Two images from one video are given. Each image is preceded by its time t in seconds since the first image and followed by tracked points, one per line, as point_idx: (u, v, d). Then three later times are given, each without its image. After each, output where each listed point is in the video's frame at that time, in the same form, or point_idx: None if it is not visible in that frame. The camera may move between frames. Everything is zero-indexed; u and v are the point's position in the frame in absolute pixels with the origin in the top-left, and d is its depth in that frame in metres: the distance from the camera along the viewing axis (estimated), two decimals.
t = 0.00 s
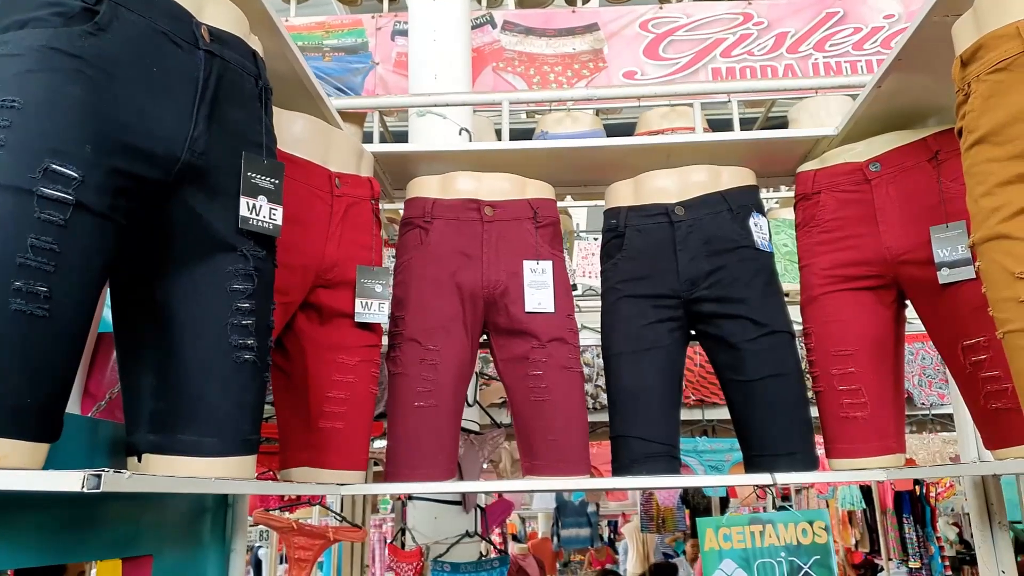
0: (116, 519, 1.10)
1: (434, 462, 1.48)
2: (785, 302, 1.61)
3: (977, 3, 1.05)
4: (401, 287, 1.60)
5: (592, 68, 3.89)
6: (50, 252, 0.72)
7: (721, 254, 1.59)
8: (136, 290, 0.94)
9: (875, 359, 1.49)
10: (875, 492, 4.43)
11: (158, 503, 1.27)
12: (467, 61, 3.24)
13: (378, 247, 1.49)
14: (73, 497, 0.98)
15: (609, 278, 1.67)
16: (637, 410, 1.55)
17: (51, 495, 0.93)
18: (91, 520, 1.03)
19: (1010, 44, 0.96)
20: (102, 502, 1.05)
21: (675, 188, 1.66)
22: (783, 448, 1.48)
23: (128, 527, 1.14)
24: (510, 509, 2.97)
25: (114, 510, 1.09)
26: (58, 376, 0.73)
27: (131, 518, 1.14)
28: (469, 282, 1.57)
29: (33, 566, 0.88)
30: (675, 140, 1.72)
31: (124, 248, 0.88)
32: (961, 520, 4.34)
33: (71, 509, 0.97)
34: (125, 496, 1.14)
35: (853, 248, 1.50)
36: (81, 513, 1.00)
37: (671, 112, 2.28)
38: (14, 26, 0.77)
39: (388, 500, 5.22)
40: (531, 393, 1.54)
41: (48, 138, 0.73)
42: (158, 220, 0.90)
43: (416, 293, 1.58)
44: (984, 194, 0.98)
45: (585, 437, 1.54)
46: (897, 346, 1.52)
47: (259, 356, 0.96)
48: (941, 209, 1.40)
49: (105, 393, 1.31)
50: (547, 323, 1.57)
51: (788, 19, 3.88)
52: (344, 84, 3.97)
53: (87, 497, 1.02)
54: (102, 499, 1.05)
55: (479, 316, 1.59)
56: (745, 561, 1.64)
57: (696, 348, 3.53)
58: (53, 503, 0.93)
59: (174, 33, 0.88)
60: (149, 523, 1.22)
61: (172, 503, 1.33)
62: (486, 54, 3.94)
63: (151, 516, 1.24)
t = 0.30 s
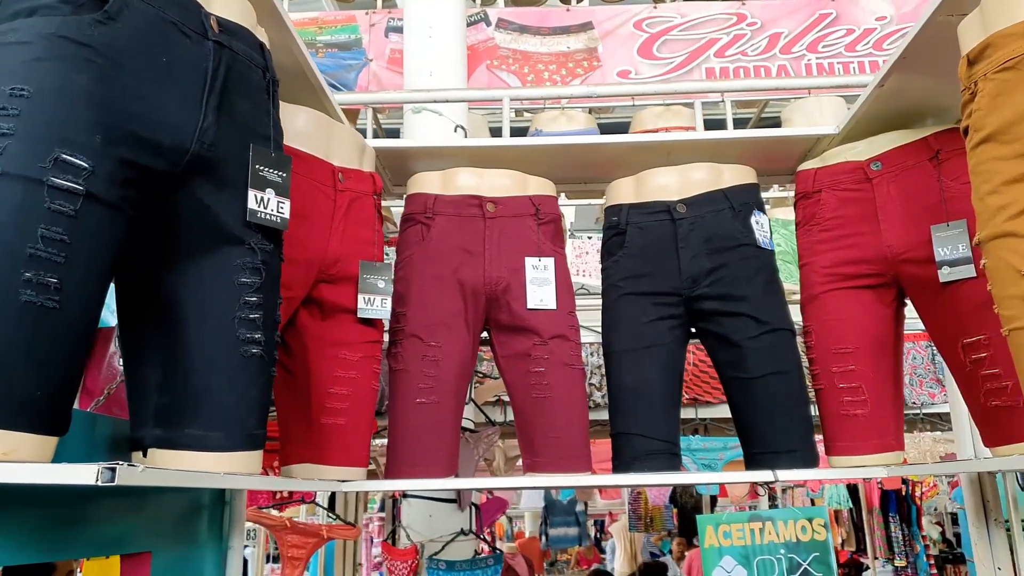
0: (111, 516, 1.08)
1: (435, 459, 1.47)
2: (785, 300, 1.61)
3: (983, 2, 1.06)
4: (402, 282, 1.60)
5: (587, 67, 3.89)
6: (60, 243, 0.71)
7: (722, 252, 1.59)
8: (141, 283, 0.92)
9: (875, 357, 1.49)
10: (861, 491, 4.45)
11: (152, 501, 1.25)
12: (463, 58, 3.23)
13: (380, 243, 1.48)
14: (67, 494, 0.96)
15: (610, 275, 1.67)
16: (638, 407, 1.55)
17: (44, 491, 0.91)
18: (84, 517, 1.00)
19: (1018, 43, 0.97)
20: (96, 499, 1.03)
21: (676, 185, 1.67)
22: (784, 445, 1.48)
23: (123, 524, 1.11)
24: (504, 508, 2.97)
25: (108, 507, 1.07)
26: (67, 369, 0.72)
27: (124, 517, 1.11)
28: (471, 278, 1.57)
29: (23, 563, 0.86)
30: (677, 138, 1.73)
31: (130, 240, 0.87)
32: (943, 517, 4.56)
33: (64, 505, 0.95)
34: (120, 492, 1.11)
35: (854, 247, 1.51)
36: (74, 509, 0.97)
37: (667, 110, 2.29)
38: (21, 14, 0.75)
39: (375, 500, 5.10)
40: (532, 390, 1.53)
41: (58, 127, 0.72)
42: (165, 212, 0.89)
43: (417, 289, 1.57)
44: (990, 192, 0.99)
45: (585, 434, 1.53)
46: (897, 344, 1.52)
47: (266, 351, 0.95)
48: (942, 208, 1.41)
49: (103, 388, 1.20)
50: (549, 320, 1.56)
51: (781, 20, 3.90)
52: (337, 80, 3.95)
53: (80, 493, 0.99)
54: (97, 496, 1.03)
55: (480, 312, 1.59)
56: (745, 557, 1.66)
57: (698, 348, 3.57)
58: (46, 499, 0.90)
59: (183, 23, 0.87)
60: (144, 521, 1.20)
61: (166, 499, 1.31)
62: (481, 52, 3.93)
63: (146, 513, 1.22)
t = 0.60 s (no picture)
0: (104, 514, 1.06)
1: (432, 455, 1.47)
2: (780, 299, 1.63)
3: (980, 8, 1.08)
4: (401, 280, 1.60)
5: (578, 67, 3.90)
6: (72, 236, 0.70)
7: (719, 251, 1.61)
8: (147, 278, 0.92)
9: (868, 356, 1.51)
10: (844, 489, 4.52)
11: (148, 496, 1.23)
12: (456, 57, 3.23)
13: (380, 240, 1.48)
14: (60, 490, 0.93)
15: (607, 274, 1.68)
16: (634, 404, 1.56)
17: (36, 487, 0.89)
18: (79, 513, 0.98)
19: (1016, 48, 0.99)
20: (90, 495, 1.01)
21: (673, 185, 1.68)
22: (779, 443, 1.50)
23: (117, 521, 1.09)
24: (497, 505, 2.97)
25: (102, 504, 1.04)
26: (76, 364, 0.72)
27: (119, 512, 1.10)
28: (469, 276, 1.58)
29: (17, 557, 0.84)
30: (673, 138, 1.74)
31: (137, 235, 0.87)
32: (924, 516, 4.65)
33: (57, 501, 0.92)
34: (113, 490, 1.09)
35: (848, 247, 1.53)
36: (68, 506, 0.95)
37: (659, 111, 2.30)
38: (32, 7, 0.75)
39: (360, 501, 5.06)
40: (530, 387, 1.54)
41: (69, 121, 0.71)
42: (172, 207, 0.89)
43: (416, 287, 1.57)
44: (986, 195, 1.01)
45: (583, 432, 1.54)
46: (890, 343, 1.54)
47: (272, 346, 0.94)
48: (935, 209, 1.44)
49: (103, 384, 1.16)
50: (547, 317, 1.57)
51: (772, 22, 3.92)
52: (329, 77, 3.94)
53: (74, 489, 0.97)
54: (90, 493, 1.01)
55: (479, 310, 1.59)
56: (738, 553, 1.70)
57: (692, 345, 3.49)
58: (39, 494, 0.88)
59: (192, 18, 0.86)
60: (139, 519, 1.18)
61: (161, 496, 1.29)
62: (473, 50, 3.93)
63: (142, 511, 1.20)
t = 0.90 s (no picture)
0: (78, 515, 1.01)
1: (424, 454, 1.48)
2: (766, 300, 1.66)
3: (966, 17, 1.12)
4: (394, 279, 1.61)
5: (564, 67, 3.92)
6: (75, 233, 0.70)
7: (707, 252, 1.63)
8: (146, 275, 0.92)
9: (853, 356, 1.54)
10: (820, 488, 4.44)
11: (133, 494, 1.21)
12: (443, 55, 3.22)
13: (373, 239, 1.49)
14: (25, 486, 0.89)
15: (598, 274, 1.69)
16: (624, 403, 1.58)
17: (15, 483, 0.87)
18: (55, 512, 0.95)
19: (1002, 57, 1.02)
20: (67, 494, 0.98)
21: (663, 187, 1.70)
22: (766, 441, 1.52)
23: (96, 521, 1.07)
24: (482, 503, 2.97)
25: (75, 504, 1.00)
26: (79, 360, 0.72)
27: (98, 512, 1.07)
28: (462, 275, 1.59)
29: None
30: (663, 140, 1.76)
31: (137, 232, 0.87)
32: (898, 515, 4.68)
33: (33, 500, 0.90)
34: (88, 488, 1.05)
35: (834, 249, 1.56)
36: (35, 506, 0.91)
37: (646, 112, 2.32)
38: (34, 2, 0.75)
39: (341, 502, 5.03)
40: (522, 386, 1.55)
41: (72, 117, 0.71)
42: (173, 204, 0.89)
43: (409, 285, 1.58)
44: (971, 199, 1.04)
45: (574, 430, 1.56)
46: (874, 344, 1.57)
47: (270, 344, 0.94)
48: (919, 213, 1.47)
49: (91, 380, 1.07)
50: (539, 317, 1.58)
51: (756, 25, 3.97)
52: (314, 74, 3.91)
53: (41, 487, 0.92)
54: (61, 491, 0.96)
55: (471, 309, 1.60)
56: (725, 550, 1.80)
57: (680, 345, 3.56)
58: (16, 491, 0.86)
59: (193, 16, 0.86)
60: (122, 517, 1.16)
61: (145, 494, 1.26)
62: (459, 49, 3.93)
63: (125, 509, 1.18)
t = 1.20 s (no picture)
0: (42, 514, 0.98)
1: (404, 451, 1.48)
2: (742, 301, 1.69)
3: (940, 28, 1.17)
4: (374, 275, 1.61)
5: (542, 67, 3.93)
6: (63, 226, 0.69)
7: (686, 253, 1.65)
8: (130, 268, 0.91)
9: (826, 356, 1.58)
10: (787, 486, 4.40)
11: (106, 490, 1.19)
12: (421, 52, 3.21)
13: (354, 235, 1.49)
14: None
15: (578, 273, 1.71)
16: (603, 401, 1.59)
17: None
18: (21, 509, 0.92)
19: (975, 67, 1.07)
20: (34, 492, 0.95)
21: (643, 188, 1.72)
22: (741, 439, 1.55)
23: (65, 518, 1.04)
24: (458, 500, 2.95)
25: (42, 502, 0.97)
26: (67, 354, 0.71)
27: (67, 509, 1.04)
28: (443, 273, 1.59)
29: None
30: (643, 141, 1.78)
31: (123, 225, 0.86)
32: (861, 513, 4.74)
33: None
34: (56, 486, 1.02)
35: (809, 251, 1.59)
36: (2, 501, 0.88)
37: (622, 113, 2.34)
38: None
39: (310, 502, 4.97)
40: (502, 384, 1.56)
41: (60, 109, 0.70)
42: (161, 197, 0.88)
43: (390, 282, 1.58)
44: (944, 205, 1.10)
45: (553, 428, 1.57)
46: (846, 344, 1.61)
47: (254, 340, 0.94)
48: (892, 217, 1.51)
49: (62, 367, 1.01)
50: (520, 315, 1.59)
51: (731, 29, 4.02)
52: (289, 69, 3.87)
53: (6, 483, 0.89)
54: (26, 488, 0.93)
55: (452, 307, 1.61)
56: (700, 546, 1.84)
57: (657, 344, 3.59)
58: None
59: (182, 9, 0.85)
60: (93, 514, 1.13)
61: (119, 490, 1.23)
62: (437, 47, 3.91)
63: (97, 506, 1.15)
